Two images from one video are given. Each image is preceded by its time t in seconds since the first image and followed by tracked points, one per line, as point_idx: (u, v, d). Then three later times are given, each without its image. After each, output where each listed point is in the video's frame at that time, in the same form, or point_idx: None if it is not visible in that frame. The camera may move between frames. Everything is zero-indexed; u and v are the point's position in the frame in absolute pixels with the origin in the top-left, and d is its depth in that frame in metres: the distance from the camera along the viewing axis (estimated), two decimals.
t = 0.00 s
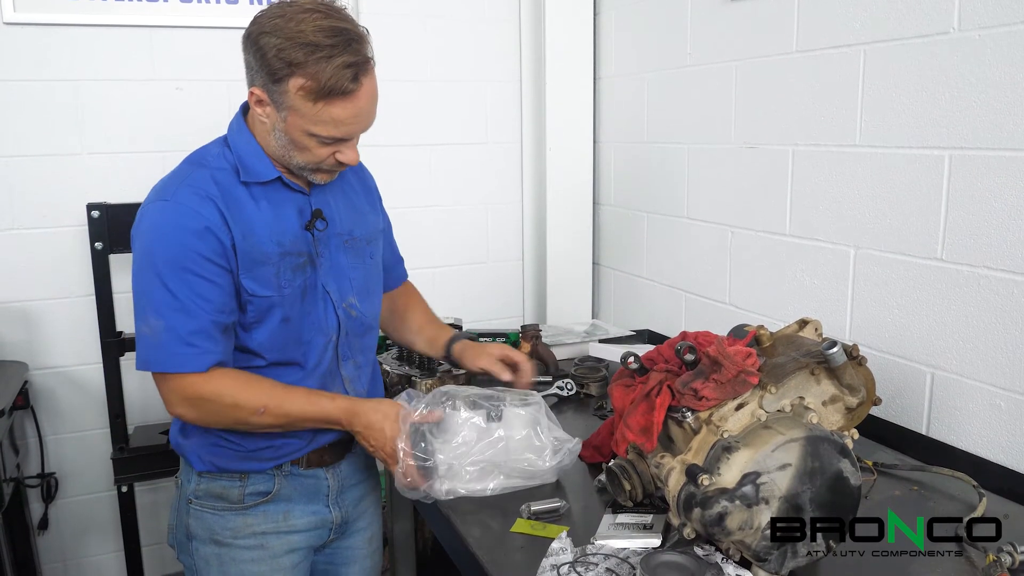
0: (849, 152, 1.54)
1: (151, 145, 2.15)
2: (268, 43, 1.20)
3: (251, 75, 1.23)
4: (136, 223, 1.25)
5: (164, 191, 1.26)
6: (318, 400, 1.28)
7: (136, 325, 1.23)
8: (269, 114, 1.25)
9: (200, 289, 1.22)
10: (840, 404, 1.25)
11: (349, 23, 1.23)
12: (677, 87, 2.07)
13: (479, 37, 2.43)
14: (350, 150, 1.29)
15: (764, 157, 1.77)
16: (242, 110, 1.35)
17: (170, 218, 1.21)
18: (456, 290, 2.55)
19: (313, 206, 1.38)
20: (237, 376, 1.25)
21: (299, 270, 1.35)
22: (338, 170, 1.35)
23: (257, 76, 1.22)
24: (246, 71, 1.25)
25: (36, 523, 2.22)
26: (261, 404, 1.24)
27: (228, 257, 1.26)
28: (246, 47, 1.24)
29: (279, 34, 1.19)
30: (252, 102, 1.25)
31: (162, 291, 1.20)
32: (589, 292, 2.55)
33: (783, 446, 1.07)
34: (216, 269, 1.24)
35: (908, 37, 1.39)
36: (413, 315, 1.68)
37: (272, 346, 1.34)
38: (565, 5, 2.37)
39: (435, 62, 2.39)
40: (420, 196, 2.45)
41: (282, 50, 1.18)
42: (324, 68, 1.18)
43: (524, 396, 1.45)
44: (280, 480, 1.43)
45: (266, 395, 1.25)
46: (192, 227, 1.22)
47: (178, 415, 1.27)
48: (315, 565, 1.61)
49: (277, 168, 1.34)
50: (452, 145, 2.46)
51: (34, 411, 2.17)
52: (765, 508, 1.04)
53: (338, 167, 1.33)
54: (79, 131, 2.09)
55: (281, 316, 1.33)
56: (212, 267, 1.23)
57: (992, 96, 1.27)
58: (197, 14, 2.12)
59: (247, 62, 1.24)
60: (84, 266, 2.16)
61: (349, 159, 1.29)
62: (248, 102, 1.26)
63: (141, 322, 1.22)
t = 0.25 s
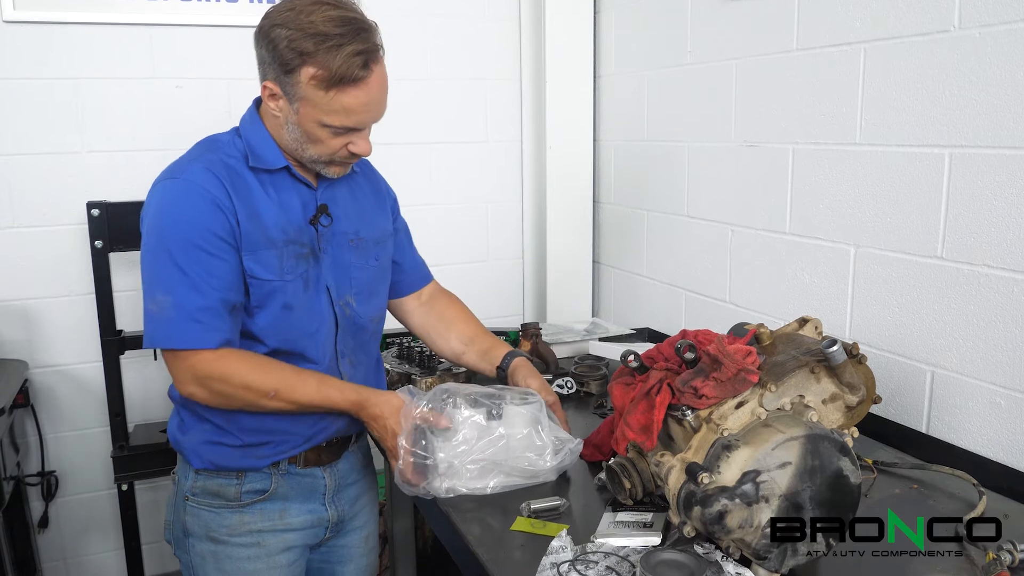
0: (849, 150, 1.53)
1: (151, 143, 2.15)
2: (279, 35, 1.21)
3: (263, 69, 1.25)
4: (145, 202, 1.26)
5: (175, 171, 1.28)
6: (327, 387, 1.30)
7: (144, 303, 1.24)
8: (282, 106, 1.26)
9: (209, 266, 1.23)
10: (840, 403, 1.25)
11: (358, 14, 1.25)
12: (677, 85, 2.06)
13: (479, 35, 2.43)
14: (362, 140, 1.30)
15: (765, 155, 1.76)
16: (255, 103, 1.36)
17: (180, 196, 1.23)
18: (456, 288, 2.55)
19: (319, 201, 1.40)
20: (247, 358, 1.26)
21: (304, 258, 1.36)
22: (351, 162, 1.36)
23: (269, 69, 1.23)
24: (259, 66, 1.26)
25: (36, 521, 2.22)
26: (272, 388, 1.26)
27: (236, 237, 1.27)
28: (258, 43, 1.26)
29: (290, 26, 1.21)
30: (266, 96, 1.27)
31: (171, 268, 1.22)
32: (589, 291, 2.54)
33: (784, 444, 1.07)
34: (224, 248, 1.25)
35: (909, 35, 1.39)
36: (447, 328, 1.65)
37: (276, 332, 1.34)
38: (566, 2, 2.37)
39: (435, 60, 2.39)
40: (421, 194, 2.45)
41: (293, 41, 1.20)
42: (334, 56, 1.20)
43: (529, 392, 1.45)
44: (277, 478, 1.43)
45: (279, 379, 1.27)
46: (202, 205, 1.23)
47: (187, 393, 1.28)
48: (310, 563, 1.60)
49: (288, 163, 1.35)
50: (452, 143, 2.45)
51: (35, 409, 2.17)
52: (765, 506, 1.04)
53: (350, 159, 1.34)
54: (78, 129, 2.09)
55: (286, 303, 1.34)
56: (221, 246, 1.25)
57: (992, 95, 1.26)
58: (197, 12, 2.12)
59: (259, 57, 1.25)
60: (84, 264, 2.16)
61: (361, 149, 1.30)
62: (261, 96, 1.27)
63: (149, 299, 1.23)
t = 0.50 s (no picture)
0: (849, 149, 1.53)
1: (151, 142, 2.15)
2: (282, 31, 1.22)
3: (268, 67, 1.26)
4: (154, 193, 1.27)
5: (184, 160, 1.28)
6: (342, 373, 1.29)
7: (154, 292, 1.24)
8: (288, 103, 1.27)
9: (219, 255, 1.24)
10: (840, 402, 1.25)
11: (359, 6, 1.25)
12: (677, 85, 2.06)
13: (479, 34, 2.43)
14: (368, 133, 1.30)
15: (765, 154, 1.76)
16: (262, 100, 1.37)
17: (190, 186, 1.23)
18: (456, 287, 2.55)
19: (324, 198, 1.41)
20: (260, 344, 1.26)
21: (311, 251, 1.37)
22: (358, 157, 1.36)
23: (274, 66, 1.24)
24: (263, 64, 1.27)
25: (36, 520, 2.22)
26: (288, 375, 1.26)
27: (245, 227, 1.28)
28: (261, 42, 1.27)
29: (291, 21, 1.21)
30: (272, 94, 1.28)
31: (183, 256, 1.22)
32: (589, 290, 2.54)
33: (783, 444, 1.07)
34: (234, 238, 1.26)
35: (909, 34, 1.39)
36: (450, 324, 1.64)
37: (284, 324, 1.35)
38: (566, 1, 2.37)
39: (436, 59, 2.39)
40: (420, 193, 2.45)
41: (296, 35, 1.21)
42: (336, 49, 1.20)
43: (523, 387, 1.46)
44: (278, 477, 1.43)
45: (295, 366, 1.26)
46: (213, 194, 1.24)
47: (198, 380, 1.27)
48: (312, 561, 1.61)
49: (295, 159, 1.36)
50: (453, 142, 2.45)
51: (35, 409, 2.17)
52: (765, 506, 1.04)
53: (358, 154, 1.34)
54: (79, 129, 2.09)
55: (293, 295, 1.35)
56: (230, 235, 1.25)
57: (993, 94, 1.26)
58: (197, 11, 2.12)
59: (263, 55, 1.26)
60: (84, 263, 2.16)
61: (368, 143, 1.31)
62: (267, 94, 1.28)
63: (160, 288, 1.23)
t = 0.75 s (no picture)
0: (849, 148, 1.53)
1: (151, 142, 2.15)
2: (301, 32, 1.22)
3: (285, 67, 1.25)
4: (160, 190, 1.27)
5: (193, 159, 1.28)
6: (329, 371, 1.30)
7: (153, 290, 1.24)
8: (306, 103, 1.27)
9: (221, 256, 1.23)
10: (840, 401, 1.25)
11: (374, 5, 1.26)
12: (677, 85, 2.06)
13: (479, 34, 2.43)
14: (385, 132, 1.32)
15: (765, 154, 1.76)
16: (269, 99, 1.37)
17: (195, 186, 1.23)
18: (456, 286, 2.55)
19: (330, 198, 1.41)
20: (249, 343, 1.26)
21: (316, 253, 1.37)
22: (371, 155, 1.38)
23: (292, 66, 1.24)
24: (279, 64, 1.26)
25: (36, 520, 2.22)
26: (276, 371, 1.26)
27: (248, 228, 1.28)
28: (275, 41, 1.27)
29: (312, 22, 1.21)
30: (288, 94, 1.27)
31: (183, 255, 1.22)
32: (589, 290, 2.54)
33: (783, 443, 1.07)
34: (238, 239, 1.26)
35: (910, 34, 1.39)
36: (433, 310, 1.66)
37: (284, 326, 1.34)
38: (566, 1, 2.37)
39: (436, 59, 2.39)
40: (420, 192, 2.45)
41: (318, 36, 1.21)
42: (360, 51, 1.21)
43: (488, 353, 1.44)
44: (288, 477, 1.43)
45: (282, 363, 1.27)
46: (218, 195, 1.24)
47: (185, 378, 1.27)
48: (318, 561, 1.61)
49: (305, 159, 1.37)
50: (452, 141, 2.45)
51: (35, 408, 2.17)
52: (765, 505, 1.04)
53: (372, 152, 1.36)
54: (79, 128, 2.09)
55: (295, 298, 1.35)
56: (234, 237, 1.25)
57: (993, 93, 1.26)
58: (197, 10, 2.12)
59: (279, 55, 1.26)
60: (84, 263, 2.16)
61: (385, 142, 1.33)
62: (283, 94, 1.28)
63: (159, 286, 1.23)
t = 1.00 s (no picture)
0: (849, 148, 1.53)
1: (151, 142, 2.15)
2: (313, 32, 1.22)
3: (295, 67, 1.25)
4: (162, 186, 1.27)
5: (197, 158, 1.28)
6: (311, 359, 1.30)
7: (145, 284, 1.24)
8: (315, 103, 1.27)
9: (217, 254, 1.23)
10: (840, 401, 1.25)
11: (386, 9, 1.27)
12: (677, 85, 2.06)
13: (479, 33, 2.43)
14: (392, 134, 1.32)
15: (765, 154, 1.76)
16: (277, 98, 1.37)
17: (195, 184, 1.23)
18: (456, 286, 2.55)
19: (336, 198, 1.42)
20: (235, 337, 1.25)
21: (319, 254, 1.37)
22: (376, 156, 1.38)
23: (302, 66, 1.24)
24: (288, 63, 1.26)
25: (36, 520, 2.22)
26: (258, 362, 1.26)
27: (248, 227, 1.28)
28: (286, 40, 1.27)
29: (324, 22, 1.22)
30: (297, 93, 1.27)
31: (176, 251, 1.21)
32: (589, 290, 2.54)
33: (783, 443, 1.06)
34: (237, 239, 1.26)
35: (910, 34, 1.39)
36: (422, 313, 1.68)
37: (283, 326, 1.35)
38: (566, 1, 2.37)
39: (436, 59, 2.39)
40: (420, 192, 2.45)
41: (329, 37, 1.21)
42: (371, 53, 1.22)
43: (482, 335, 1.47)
44: (290, 478, 1.43)
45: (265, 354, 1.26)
46: (218, 193, 1.23)
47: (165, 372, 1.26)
48: (320, 562, 1.61)
49: (311, 159, 1.37)
50: (452, 141, 2.45)
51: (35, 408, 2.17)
52: (765, 505, 1.04)
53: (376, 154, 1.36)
54: (79, 128, 2.09)
55: (295, 298, 1.35)
56: (233, 236, 1.25)
57: (993, 93, 1.26)
58: (196, 11, 2.12)
59: (289, 54, 1.26)
60: (84, 263, 2.16)
61: (390, 144, 1.33)
62: (291, 94, 1.28)
63: (150, 280, 1.23)
